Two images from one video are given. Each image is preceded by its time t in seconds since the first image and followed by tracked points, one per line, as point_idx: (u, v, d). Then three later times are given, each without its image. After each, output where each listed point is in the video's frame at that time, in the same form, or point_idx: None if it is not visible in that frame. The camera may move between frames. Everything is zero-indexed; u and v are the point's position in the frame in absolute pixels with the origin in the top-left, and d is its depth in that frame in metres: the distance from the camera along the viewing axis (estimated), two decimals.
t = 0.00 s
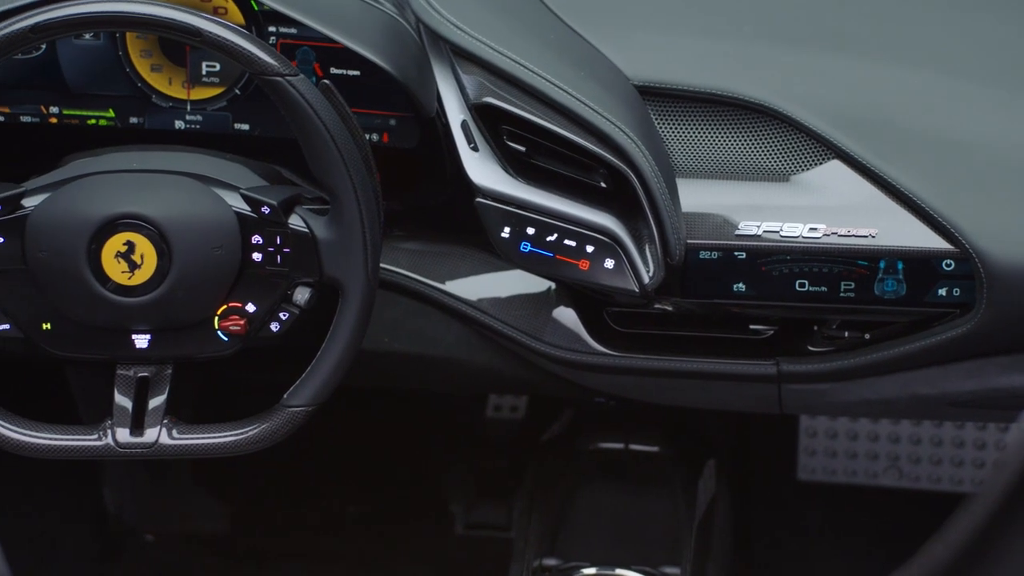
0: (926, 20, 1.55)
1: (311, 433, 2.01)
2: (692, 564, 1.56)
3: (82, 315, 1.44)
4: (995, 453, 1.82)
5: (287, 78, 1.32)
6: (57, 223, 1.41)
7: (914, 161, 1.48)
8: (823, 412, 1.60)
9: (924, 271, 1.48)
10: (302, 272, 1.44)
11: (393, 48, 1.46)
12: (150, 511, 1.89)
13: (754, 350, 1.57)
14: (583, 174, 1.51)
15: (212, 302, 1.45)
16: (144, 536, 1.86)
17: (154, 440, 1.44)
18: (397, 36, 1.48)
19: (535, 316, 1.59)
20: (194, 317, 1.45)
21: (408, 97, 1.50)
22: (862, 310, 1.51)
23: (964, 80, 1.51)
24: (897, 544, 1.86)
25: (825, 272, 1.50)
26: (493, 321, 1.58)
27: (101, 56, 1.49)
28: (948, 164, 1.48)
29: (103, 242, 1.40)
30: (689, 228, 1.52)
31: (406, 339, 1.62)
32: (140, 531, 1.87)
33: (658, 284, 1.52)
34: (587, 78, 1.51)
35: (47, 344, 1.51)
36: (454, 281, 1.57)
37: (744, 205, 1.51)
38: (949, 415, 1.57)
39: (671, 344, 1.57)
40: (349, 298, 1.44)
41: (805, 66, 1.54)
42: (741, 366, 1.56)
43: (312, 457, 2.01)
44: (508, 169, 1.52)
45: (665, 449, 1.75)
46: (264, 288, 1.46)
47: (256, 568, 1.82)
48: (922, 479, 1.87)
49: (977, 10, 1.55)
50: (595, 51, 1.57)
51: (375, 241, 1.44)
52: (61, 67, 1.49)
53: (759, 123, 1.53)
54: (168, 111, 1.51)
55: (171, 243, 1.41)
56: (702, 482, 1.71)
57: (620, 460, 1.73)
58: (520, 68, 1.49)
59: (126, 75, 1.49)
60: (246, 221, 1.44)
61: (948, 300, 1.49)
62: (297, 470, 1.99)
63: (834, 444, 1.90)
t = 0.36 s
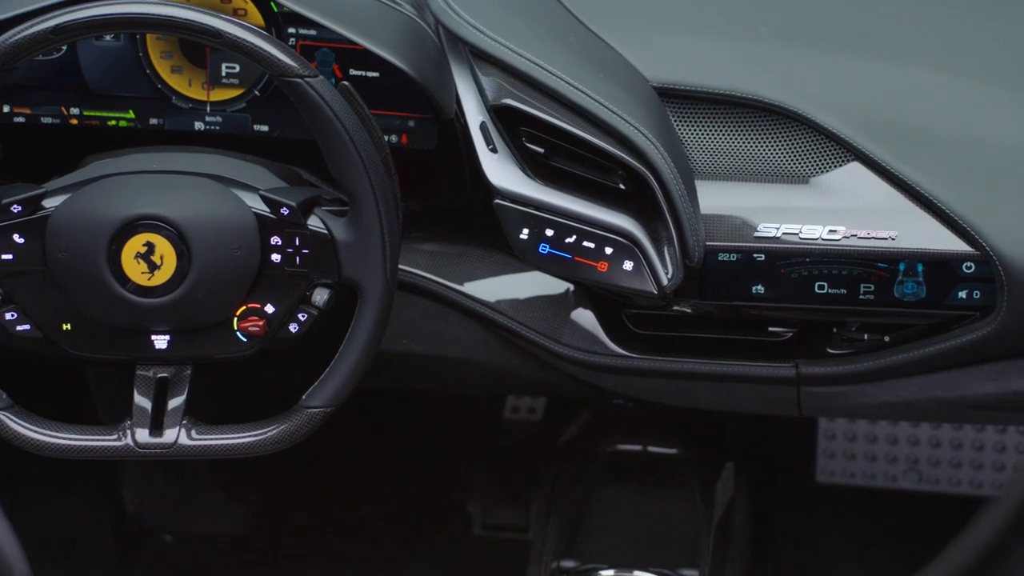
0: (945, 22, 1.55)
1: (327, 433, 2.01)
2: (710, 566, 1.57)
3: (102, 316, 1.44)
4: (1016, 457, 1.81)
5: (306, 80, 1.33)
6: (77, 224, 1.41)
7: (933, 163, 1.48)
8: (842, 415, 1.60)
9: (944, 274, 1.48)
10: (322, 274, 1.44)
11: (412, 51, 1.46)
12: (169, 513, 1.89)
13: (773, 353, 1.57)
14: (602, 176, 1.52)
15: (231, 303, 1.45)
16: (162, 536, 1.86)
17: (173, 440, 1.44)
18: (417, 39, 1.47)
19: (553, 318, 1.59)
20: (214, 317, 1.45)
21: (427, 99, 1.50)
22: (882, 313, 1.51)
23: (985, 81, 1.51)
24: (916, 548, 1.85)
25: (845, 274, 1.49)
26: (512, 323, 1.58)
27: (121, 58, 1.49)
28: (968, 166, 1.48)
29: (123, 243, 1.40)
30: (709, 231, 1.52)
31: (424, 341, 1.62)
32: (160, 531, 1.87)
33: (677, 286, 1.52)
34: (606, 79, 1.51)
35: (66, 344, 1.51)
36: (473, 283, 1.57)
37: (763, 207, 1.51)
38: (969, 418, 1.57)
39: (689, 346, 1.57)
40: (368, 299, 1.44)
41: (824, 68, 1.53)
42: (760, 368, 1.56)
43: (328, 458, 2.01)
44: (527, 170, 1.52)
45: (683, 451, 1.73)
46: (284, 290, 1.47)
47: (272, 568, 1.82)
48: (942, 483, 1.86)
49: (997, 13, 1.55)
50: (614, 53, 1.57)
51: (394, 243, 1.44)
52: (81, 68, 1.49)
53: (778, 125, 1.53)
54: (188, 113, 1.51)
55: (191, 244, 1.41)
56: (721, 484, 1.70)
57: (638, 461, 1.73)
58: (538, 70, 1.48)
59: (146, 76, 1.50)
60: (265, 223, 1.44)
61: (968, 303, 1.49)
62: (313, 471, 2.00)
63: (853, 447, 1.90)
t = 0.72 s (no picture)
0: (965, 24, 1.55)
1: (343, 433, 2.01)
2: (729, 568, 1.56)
3: (122, 317, 1.45)
4: None
5: (325, 81, 1.33)
6: (97, 225, 1.41)
7: (954, 166, 1.48)
8: (861, 417, 1.59)
9: (963, 276, 1.48)
10: (340, 275, 1.45)
11: (431, 52, 1.46)
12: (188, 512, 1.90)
13: (791, 355, 1.56)
14: (620, 178, 1.51)
15: (250, 304, 1.46)
16: (181, 537, 1.87)
17: (191, 441, 1.44)
18: (436, 39, 1.48)
19: (570, 320, 1.58)
20: (232, 318, 1.46)
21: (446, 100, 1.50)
22: (900, 316, 1.51)
23: (1003, 83, 1.51)
24: (936, 551, 1.84)
25: (863, 276, 1.49)
26: (529, 324, 1.57)
27: (141, 59, 1.49)
28: (989, 169, 1.47)
29: (142, 244, 1.41)
30: (727, 233, 1.52)
31: (442, 342, 1.62)
32: (179, 531, 1.88)
33: (695, 288, 1.52)
34: (625, 81, 1.51)
35: (86, 344, 1.52)
36: (491, 284, 1.57)
37: (782, 208, 1.51)
38: (990, 421, 1.56)
39: (707, 348, 1.57)
40: (386, 301, 1.44)
41: (843, 69, 1.53)
42: (778, 371, 1.56)
43: (344, 459, 2.01)
44: (545, 172, 1.52)
45: (701, 453, 1.75)
46: (301, 291, 1.47)
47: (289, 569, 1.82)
48: (961, 485, 1.85)
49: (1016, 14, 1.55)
50: (632, 54, 1.57)
51: (412, 244, 1.44)
52: (102, 70, 1.50)
53: (797, 127, 1.52)
54: (208, 114, 1.52)
55: (209, 245, 1.41)
56: (738, 487, 1.70)
57: (657, 464, 1.74)
58: (557, 71, 1.48)
59: (166, 77, 1.50)
60: (283, 224, 1.44)
61: (988, 305, 1.48)
62: (329, 472, 1.99)
63: (872, 449, 1.90)
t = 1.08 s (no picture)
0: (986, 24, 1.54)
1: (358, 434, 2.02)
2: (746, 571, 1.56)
3: (140, 317, 1.45)
4: None
5: (343, 82, 1.33)
6: (116, 225, 1.42)
7: (971, 167, 1.49)
8: (879, 420, 1.58)
9: (982, 278, 1.48)
10: (357, 276, 1.45)
11: (450, 53, 1.45)
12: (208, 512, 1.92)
13: (809, 357, 1.56)
14: (637, 179, 1.51)
15: (267, 305, 1.46)
16: (199, 537, 1.89)
17: (209, 441, 1.44)
18: (453, 41, 1.47)
19: (587, 322, 1.58)
20: (250, 319, 1.46)
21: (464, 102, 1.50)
22: (919, 317, 1.50)
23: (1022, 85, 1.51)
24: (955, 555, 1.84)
25: (882, 278, 1.49)
26: (547, 326, 1.57)
27: (159, 60, 1.50)
28: (1006, 171, 1.48)
29: (161, 245, 1.41)
30: (744, 235, 1.52)
31: (460, 343, 1.61)
32: (197, 531, 1.90)
33: (713, 290, 1.51)
34: (643, 82, 1.51)
35: (104, 345, 1.52)
36: (510, 285, 1.57)
37: (800, 211, 1.51)
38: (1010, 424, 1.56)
39: (725, 350, 1.58)
40: (404, 301, 1.44)
41: (861, 71, 1.53)
42: (797, 373, 1.55)
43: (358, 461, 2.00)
44: (563, 173, 1.52)
45: (717, 456, 1.75)
46: (319, 291, 1.47)
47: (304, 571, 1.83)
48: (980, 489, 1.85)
49: None
50: (649, 55, 1.57)
51: (429, 245, 1.44)
52: (120, 71, 1.51)
53: (815, 128, 1.52)
54: (226, 115, 1.52)
55: (228, 246, 1.41)
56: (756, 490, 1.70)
57: (674, 467, 1.74)
58: (574, 72, 1.49)
59: (184, 78, 1.51)
60: (301, 224, 1.45)
61: (1007, 307, 1.48)
62: (344, 473, 2.00)
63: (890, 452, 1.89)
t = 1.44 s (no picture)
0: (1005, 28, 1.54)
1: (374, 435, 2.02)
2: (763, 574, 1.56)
3: (159, 318, 1.45)
4: None
5: (362, 83, 1.33)
6: (136, 226, 1.42)
7: (991, 170, 1.48)
8: (897, 422, 1.58)
9: (1001, 281, 1.47)
10: (375, 277, 1.44)
11: (468, 56, 1.45)
12: (224, 512, 1.91)
13: (827, 359, 1.56)
14: (656, 181, 1.51)
15: (285, 307, 1.46)
16: (216, 538, 1.89)
17: (227, 443, 1.45)
18: (471, 42, 1.48)
19: (606, 323, 1.58)
20: (268, 320, 1.46)
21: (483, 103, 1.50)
22: (938, 320, 1.50)
23: None
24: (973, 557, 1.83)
25: (900, 281, 1.49)
26: (565, 328, 1.57)
27: (179, 62, 1.50)
28: None
29: (179, 246, 1.41)
30: (762, 237, 1.52)
31: (478, 345, 1.61)
32: (215, 532, 1.90)
33: (730, 291, 1.51)
34: (661, 84, 1.51)
35: (122, 346, 1.53)
36: (527, 288, 1.56)
37: (819, 212, 1.50)
38: None
39: (742, 352, 1.57)
40: (422, 303, 1.44)
41: (882, 73, 1.52)
42: (815, 375, 1.55)
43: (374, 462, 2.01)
44: (581, 175, 1.52)
45: (735, 457, 1.76)
46: (337, 292, 1.47)
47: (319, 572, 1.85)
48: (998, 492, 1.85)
49: None
50: (667, 56, 1.57)
51: (447, 247, 1.44)
52: (140, 72, 1.51)
53: (834, 130, 1.52)
54: (244, 116, 1.52)
55: (246, 247, 1.41)
56: (775, 493, 1.73)
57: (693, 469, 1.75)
58: (593, 75, 1.48)
59: (202, 80, 1.51)
60: (319, 225, 1.45)
61: None
62: (360, 473, 2.00)
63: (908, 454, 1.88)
